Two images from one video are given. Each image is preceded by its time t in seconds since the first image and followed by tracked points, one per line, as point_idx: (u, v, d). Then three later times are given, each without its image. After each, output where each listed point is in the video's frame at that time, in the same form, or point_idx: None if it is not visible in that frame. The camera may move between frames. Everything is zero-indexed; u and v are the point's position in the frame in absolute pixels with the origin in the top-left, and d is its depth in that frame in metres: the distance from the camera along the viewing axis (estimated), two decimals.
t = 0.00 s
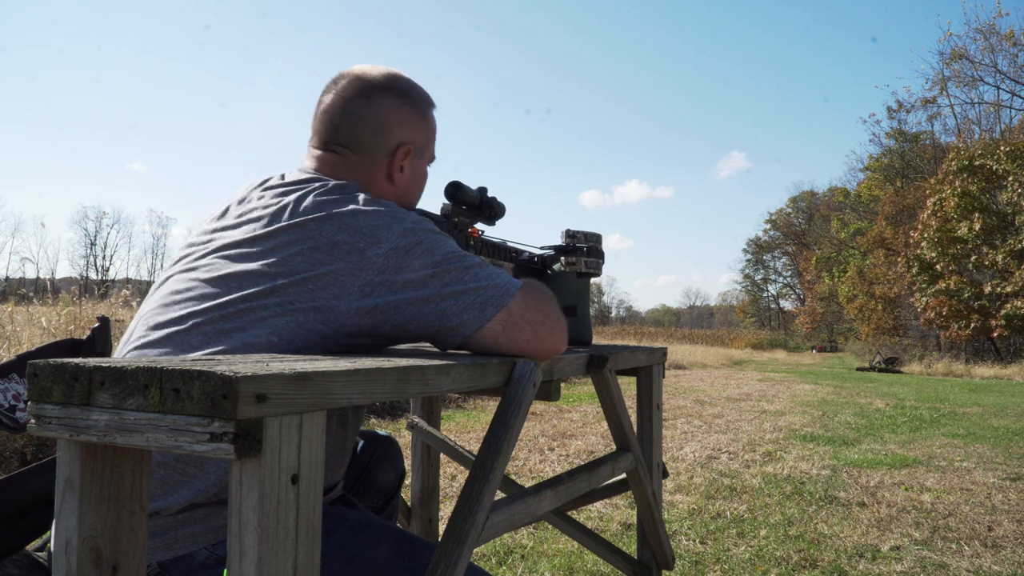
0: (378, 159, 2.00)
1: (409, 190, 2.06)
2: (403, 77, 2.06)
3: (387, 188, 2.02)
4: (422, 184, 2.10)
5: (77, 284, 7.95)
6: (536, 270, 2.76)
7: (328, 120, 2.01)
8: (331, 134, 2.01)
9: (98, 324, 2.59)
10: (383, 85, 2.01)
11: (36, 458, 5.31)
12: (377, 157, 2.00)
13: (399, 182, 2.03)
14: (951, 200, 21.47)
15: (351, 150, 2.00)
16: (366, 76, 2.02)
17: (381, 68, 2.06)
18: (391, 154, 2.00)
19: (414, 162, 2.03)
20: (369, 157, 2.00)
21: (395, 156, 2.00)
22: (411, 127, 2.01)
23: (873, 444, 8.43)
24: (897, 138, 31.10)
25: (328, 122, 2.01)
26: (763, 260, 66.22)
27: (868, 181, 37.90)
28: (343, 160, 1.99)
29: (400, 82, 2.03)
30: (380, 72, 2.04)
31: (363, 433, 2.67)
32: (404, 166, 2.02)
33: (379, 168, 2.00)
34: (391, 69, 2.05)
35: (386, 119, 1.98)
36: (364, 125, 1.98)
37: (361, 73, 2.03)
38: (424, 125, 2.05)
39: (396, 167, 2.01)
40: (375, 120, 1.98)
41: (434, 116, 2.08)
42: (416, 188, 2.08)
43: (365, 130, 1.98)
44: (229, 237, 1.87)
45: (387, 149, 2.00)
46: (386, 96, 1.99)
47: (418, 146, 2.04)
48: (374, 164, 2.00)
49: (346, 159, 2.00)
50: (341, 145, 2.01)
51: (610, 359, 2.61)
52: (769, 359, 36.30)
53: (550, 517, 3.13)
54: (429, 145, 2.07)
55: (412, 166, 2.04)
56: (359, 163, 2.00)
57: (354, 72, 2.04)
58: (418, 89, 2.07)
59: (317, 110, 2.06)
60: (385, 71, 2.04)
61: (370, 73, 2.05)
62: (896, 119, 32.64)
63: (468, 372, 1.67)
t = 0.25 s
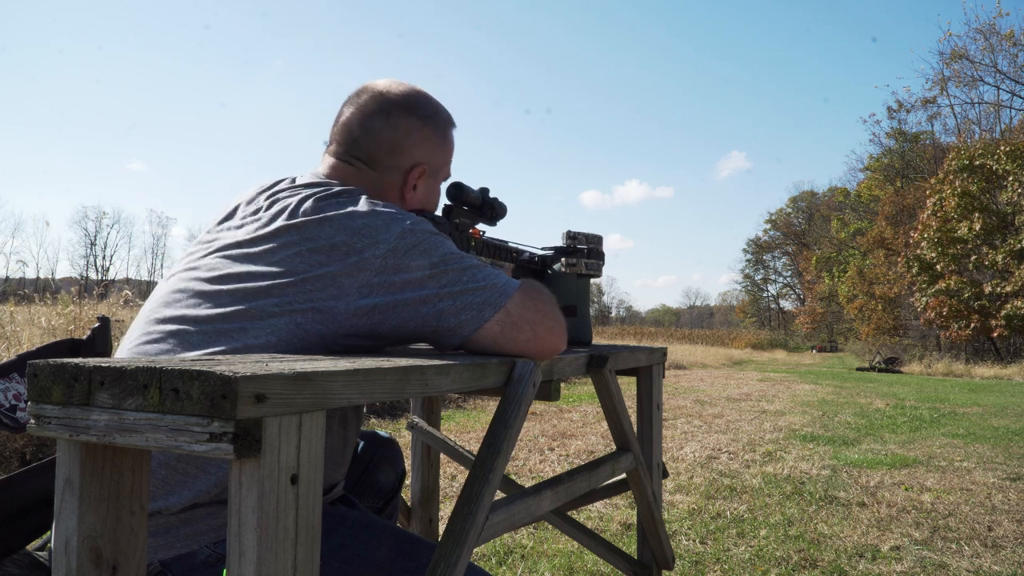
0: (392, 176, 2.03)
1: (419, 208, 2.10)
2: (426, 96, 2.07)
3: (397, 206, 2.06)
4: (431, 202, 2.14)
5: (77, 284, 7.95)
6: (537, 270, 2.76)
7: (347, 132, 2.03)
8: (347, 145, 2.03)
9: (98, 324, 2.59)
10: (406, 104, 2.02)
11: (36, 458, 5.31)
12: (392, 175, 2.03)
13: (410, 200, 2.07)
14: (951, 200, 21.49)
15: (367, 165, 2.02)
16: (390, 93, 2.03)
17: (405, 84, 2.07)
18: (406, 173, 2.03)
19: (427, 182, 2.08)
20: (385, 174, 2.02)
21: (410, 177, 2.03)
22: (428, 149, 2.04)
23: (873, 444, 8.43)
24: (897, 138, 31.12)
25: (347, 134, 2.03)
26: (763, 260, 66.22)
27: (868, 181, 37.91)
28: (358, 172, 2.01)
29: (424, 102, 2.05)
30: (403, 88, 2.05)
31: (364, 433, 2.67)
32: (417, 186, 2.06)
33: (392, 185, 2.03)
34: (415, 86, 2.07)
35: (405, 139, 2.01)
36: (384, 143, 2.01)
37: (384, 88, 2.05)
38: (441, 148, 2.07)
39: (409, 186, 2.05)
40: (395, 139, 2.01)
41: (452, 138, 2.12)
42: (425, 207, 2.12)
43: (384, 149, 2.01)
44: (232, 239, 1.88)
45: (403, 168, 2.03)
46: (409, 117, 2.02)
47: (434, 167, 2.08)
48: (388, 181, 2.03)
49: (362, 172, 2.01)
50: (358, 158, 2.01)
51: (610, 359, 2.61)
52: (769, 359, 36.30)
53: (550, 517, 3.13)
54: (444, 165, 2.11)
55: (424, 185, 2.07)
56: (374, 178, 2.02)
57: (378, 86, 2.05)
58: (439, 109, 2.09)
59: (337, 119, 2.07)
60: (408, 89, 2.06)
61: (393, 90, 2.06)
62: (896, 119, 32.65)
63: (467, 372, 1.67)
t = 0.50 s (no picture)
0: (394, 184, 2.03)
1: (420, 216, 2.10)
2: (439, 107, 2.06)
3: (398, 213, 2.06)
4: (433, 212, 2.13)
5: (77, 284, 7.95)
6: (538, 271, 2.76)
7: (356, 135, 2.03)
8: (355, 148, 2.03)
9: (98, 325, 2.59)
10: (417, 114, 2.01)
11: (36, 458, 5.31)
12: (395, 182, 2.03)
13: (410, 208, 2.07)
14: (951, 200, 21.50)
15: (371, 169, 2.02)
16: (402, 100, 2.03)
17: (419, 93, 2.06)
18: (408, 182, 2.03)
19: (429, 191, 2.07)
20: (387, 180, 2.02)
21: (411, 185, 2.03)
22: (434, 160, 2.03)
23: (873, 444, 8.43)
24: (897, 138, 31.13)
25: (356, 138, 2.03)
26: (763, 260, 66.20)
27: (868, 181, 37.92)
28: (361, 177, 2.01)
29: (435, 113, 2.04)
30: (417, 98, 2.05)
31: (365, 433, 2.67)
32: (418, 195, 2.06)
33: (394, 193, 2.03)
34: (429, 96, 2.06)
35: (411, 148, 2.00)
36: (390, 150, 2.00)
37: (398, 96, 2.05)
38: (448, 160, 2.06)
39: (410, 194, 2.05)
40: (402, 148, 2.00)
41: (462, 151, 2.10)
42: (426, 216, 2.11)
43: (389, 156, 2.01)
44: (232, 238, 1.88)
45: (406, 176, 2.02)
46: (419, 127, 2.00)
47: (439, 177, 2.06)
48: (390, 188, 2.03)
49: (365, 176, 2.01)
50: (363, 161, 2.02)
51: (611, 360, 2.62)
52: (769, 359, 36.29)
53: (550, 516, 3.13)
54: (449, 177, 2.10)
55: (426, 195, 2.07)
56: (376, 183, 2.02)
57: (391, 94, 2.05)
58: (451, 121, 2.08)
59: (348, 121, 2.08)
60: (421, 98, 2.05)
61: (408, 97, 2.05)
62: (896, 119, 32.65)
63: (468, 372, 1.67)
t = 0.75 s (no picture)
0: (390, 187, 2.03)
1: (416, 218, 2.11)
2: (433, 108, 2.06)
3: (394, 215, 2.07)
4: (430, 213, 2.14)
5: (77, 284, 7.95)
6: (537, 271, 2.76)
7: (351, 139, 2.04)
8: (350, 152, 2.04)
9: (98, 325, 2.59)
10: (411, 117, 2.01)
11: (36, 458, 5.31)
12: (390, 185, 2.03)
13: (406, 210, 2.08)
14: (951, 200, 21.50)
15: (366, 173, 2.02)
16: (396, 104, 2.03)
17: (414, 96, 2.06)
18: (403, 185, 2.03)
19: (425, 193, 2.07)
20: (382, 184, 2.03)
21: (407, 188, 2.03)
22: (429, 163, 2.03)
23: (873, 444, 8.43)
24: (897, 138, 31.15)
25: (351, 142, 2.04)
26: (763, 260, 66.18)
27: (868, 181, 37.93)
28: (356, 181, 2.02)
29: (429, 115, 2.03)
30: (411, 101, 2.04)
31: (364, 433, 2.67)
32: (414, 197, 2.06)
33: (389, 196, 2.04)
34: (423, 99, 2.06)
35: (405, 151, 2.00)
36: (384, 154, 2.01)
37: (392, 99, 2.04)
38: (444, 162, 2.06)
39: (406, 197, 2.05)
40: (396, 151, 2.00)
41: (459, 152, 2.09)
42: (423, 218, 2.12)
43: (384, 159, 2.01)
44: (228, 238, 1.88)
45: (401, 179, 2.03)
46: (413, 130, 2.00)
47: (434, 179, 2.06)
48: (386, 191, 2.04)
49: (360, 180, 2.02)
50: (358, 165, 2.02)
51: (610, 360, 2.62)
52: (769, 359, 36.30)
53: (549, 517, 3.13)
54: (446, 179, 2.10)
55: (422, 197, 2.07)
56: (371, 186, 2.03)
57: (386, 97, 2.05)
58: (446, 123, 2.07)
59: (344, 125, 2.08)
60: (415, 101, 2.05)
61: (403, 100, 2.04)
62: (896, 119, 32.65)
63: (467, 372, 1.67)
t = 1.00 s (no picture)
0: (389, 187, 2.03)
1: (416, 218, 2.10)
2: (431, 108, 2.06)
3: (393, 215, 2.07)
4: (429, 213, 2.14)
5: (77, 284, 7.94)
6: (537, 271, 2.76)
7: (349, 140, 2.04)
8: (349, 153, 2.04)
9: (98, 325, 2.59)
10: (408, 117, 2.01)
11: (36, 458, 5.32)
12: (389, 185, 2.03)
13: (406, 210, 2.07)
14: (951, 200, 21.52)
15: (365, 174, 2.02)
16: (394, 104, 2.03)
17: (411, 96, 2.06)
18: (403, 184, 2.03)
19: (425, 193, 2.07)
20: (382, 183, 2.02)
21: (406, 188, 2.03)
22: (427, 162, 2.03)
23: (873, 444, 8.43)
24: (897, 138, 31.17)
25: (349, 143, 2.04)
26: (763, 260, 66.18)
27: (868, 181, 37.95)
28: (356, 181, 2.02)
29: (426, 115, 2.03)
30: (408, 100, 2.04)
31: (364, 433, 2.67)
32: (414, 196, 2.06)
33: (389, 196, 2.04)
34: (420, 98, 2.06)
35: (404, 151, 2.00)
36: (383, 154, 2.01)
37: (389, 99, 2.04)
38: (442, 161, 2.06)
39: (406, 196, 2.05)
40: (395, 151, 2.00)
41: (456, 151, 2.09)
42: (423, 217, 2.12)
43: (382, 159, 2.01)
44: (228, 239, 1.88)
45: (401, 179, 2.03)
46: (410, 130, 2.00)
47: (433, 179, 2.07)
48: (385, 191, 2.04)
49: (360, 180, 2.02)
50: (357, 166, 2.02)
51: (610, 360, 2.62)
52: (769, 359, 36.31)
53: (549, 517, 3.13)
54: (444, 178, 2.10)
55: (422, 197, 2.07)
56: (371, 186, 2.02)
57: (383, 97, 2.05)
58: (444, 122, 2.07)
59: (341, 126, 2.08)
60: (412, 101, 2.05)
61: (400, 100, 2.04)
62: (896, 119, 32.67)
63: (467, 372, 1.67)
